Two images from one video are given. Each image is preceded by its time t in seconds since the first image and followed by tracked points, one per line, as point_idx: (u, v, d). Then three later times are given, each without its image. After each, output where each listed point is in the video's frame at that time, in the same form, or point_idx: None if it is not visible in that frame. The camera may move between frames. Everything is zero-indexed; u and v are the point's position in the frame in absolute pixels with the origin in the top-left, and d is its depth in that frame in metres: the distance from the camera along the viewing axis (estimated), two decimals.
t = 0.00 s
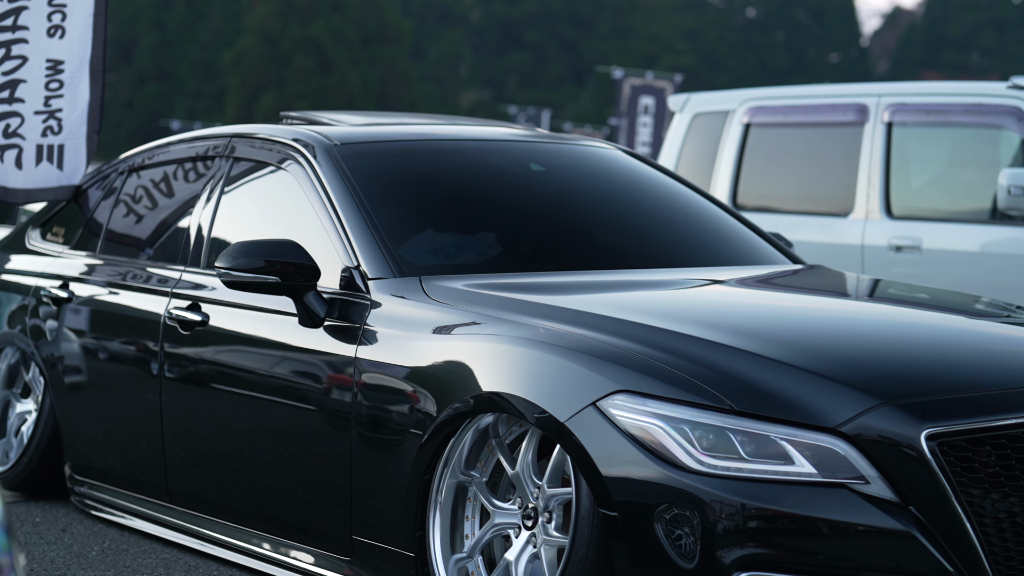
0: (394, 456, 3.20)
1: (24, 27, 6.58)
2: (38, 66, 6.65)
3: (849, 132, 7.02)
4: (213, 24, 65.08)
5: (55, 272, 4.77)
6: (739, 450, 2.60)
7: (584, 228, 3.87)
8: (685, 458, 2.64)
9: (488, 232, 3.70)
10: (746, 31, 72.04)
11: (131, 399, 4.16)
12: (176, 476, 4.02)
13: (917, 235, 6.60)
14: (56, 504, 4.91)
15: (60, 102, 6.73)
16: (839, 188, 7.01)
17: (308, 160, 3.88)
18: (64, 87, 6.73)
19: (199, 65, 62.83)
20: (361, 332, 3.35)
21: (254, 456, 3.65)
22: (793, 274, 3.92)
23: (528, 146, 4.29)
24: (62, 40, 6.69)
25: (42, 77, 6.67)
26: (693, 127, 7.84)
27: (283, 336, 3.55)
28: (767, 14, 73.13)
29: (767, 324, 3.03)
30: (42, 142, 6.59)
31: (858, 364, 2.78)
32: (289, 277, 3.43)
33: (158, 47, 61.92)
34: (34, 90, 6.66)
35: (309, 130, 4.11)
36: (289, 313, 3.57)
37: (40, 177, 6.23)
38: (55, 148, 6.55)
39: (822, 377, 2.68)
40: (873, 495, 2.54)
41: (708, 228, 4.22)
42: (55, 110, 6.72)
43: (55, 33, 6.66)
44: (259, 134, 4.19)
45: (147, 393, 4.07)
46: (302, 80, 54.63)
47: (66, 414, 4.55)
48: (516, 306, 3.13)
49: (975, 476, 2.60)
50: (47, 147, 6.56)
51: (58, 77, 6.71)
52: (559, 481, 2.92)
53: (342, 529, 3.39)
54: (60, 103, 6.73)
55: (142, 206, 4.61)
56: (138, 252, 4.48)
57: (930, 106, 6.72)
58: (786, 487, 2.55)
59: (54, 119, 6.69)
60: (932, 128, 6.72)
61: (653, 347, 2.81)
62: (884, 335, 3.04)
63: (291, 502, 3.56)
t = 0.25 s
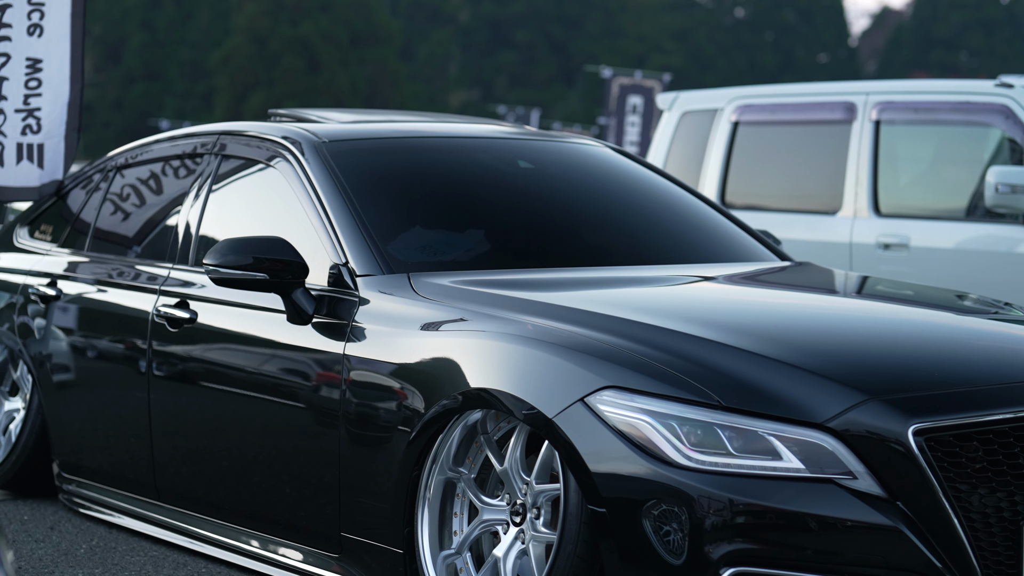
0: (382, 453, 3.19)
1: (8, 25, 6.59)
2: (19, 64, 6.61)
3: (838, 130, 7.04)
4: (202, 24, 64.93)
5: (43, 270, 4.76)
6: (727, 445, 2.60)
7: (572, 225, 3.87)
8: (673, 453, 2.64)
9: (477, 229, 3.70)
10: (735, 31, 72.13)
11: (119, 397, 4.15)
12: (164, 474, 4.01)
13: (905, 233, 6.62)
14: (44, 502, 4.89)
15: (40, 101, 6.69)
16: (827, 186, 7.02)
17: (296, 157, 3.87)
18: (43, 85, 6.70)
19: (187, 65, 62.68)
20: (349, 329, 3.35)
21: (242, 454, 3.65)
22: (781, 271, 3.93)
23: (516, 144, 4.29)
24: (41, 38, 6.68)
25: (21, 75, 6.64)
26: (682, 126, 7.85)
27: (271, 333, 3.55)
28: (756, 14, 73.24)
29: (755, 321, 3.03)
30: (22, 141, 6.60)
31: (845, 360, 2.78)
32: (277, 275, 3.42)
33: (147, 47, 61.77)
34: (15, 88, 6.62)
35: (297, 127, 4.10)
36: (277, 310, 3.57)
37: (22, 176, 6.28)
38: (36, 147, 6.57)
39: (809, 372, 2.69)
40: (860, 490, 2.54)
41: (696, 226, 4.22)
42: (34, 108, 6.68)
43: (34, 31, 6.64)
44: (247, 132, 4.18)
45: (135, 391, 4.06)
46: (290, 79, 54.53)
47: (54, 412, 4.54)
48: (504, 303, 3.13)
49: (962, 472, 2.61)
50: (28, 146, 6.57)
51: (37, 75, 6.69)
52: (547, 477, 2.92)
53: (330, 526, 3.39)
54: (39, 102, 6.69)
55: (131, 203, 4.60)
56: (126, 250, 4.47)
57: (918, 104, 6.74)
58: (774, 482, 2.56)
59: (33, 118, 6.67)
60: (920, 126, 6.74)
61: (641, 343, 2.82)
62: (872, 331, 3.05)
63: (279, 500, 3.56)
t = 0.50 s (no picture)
0: (371, 451, 3.19)
1: None
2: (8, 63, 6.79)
3: (825, 129, 7.05)
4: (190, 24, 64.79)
5: (31, 269, 4.75)
6: (715, 442, 2.61)
7: (560, 223, 3.88)
8: (661, 450, 2.64)
9: (466, 227, 3.70)
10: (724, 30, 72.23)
11: (108, 395, 4.14)
12: (153, 472, 4.00)
13: (893, 231, 6.64)
14: (31, 500, 4.88)
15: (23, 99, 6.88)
16: (815, 185, 7.04)
17: (284, 155, 3.86)
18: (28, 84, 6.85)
19: (175, 65, 62.54)
20: (338, 326, 3.35)
21: (231, 452, 3.64)
22: (768, 268, 3.94)
23: (505, 142, 4.29)
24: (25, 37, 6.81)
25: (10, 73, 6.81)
26: (670, 124, 7.87)
27: (260, 331, 3.55)
28: (744, 14, 73.30)
29: (744, 318, 3.04)
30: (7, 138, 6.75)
31: (833, 357, 2.79)
32: (266, 273, 3.42)
33: (134, 46, 61.59)
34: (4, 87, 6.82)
35: (286, 126, 4.09)
36: (266, 307, 3.56)
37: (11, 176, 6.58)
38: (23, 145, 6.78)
39: (797, 369, 2.70)
40: (848, 486, 2.55)
41: (685, 224, 4.23)
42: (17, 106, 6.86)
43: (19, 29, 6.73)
44: (236, 130, 4.17)
45: (124, 390, 4.05)
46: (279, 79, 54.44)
47: (43, 412, 4.53)
48: (493, 300, 3.13)
49: (950, 468, 2.62)
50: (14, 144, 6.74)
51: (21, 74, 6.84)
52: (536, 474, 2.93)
53: (319, 524, 3.39)
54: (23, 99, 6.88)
55: (120, 201, 4.60)
56: (114, 247, 4.46)
57: (906, 103, 6.76)
58: (762, 479, 2.56)
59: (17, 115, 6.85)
60: (907, 124, 6.76)
61: (630, 340, 2.82)
62: (860, 328, 3.06)
63: (268, 498, 3.55)
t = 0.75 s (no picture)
0: (360, 448, 3.19)
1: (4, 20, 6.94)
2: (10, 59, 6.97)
3: (814, 127, 7.08)
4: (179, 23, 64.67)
5: (20, 266, 4.74)
6: (704, 438, 2.61)
7: (550, 221, 3.88)
8: (651, 446, 2.65)
9: (456, 225, 3.70)
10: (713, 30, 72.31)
11: (97, 393, 4.13)
12: (142, 469, 3.99)
13: (881, 229, 6.66)
14: (21, 498, 4.87)
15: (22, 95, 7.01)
16: (804, 183, 7.06)
17: (274, 153, 3.86)
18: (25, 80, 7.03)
19: (164, 64, 62.42)
20: (327, 323, 3.35)
21: (220, 449, 3.64)
22: (757, 265, 3.95)
23: (494, 139, 4.30)
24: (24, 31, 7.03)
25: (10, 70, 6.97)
26: (659, 123, 7.89)
27: (250, 328, 3.54)
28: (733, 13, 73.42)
29: (733, 314, 3.05)
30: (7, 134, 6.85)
31: (822, 353, 2.80)
32: (256, 270, 3.41)
33: (123, 46, 61.44)
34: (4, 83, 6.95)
35: (276, 123, 4.09)
36: (255, 304, 3.56)
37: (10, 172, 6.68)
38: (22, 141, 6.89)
39: (787, 365, 2.70)
40: (837, 482, 2.56)
41: (674, 221, 4.24)
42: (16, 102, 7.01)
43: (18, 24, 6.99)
44: (226, 127, 4.17)
45: (113, 387, 4.04)
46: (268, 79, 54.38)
47: (32, 409, 4.52)
48: (482, 297, 3.13)
49: (938, 464, 2.63)
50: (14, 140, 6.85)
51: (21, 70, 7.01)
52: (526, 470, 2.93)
53: (309, 521, 3.39)
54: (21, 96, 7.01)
55: (110, 198, 4.59)
56: (104, 245, 4.45)
57: (894, 101, 6.78)
58: (751, 475, 2.57)
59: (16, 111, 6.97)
60: (895, 122, 6.79)
61: (620, 337, 2.83)
62: (849, 325, 3.07)
63: (258, 495, 3.55)
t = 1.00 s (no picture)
0: (351, 445, 3.19)
1: None
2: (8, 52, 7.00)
3: (804, 125, 7.09)
4: (167, 22, 64.51)
5: (10, 264, 4.72)
6: (695, 433, 2.62)
7: (540, 218, 3.89)
8: (642, 441, 2.65)
9: (446, 222, 3.71)
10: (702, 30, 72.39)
11: (87, 391, 4.12)
12: (133, 467, 3.99)
13: (871, 227, 6.68)
14: (11, 496, 4.86)
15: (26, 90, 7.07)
16: (793, 181, 7.08)
17: (265, 150, 3.85)
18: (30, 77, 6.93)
19: (153, 64, 62.24)
20: (318, 320, 3.34)
21: (211, 446, 3.63)
22: (747, 262, 3.95)
23: (484, 137, 4.30)
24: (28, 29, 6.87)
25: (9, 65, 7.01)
26: (649, 121, 7.90)
27: (240, 325, 3.54)
28: (722, 13, 73.52)
29: (724, 311, 3.06)
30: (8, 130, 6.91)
31: (813, 349, 2.81)
32: (247, 266, 3.42)
33: (111, 45, 61.29)
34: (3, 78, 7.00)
35: (267, 120, 4.08)
36: (246, 301, 3.55)
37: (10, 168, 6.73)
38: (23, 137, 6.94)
39: (777, 361, 2.71)
40: (827, 477, 2.57)
41: (665, 219, 4.25)
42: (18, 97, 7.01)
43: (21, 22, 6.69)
44: (217, 125, 4.16)
45: (104, 385, 4.03)
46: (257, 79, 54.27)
47: (22, 407, 4.51)
48: (474, 293, 3.14)
49: (928, 459, 2.64)
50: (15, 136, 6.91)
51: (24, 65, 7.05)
52: (517, 467, 2.94)
53: (300, 518, 3.39)
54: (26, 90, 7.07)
55: (101, 196, 4.58)
56: (95, 243, 4.44)
57: (883, 99, 6.80)
58: (742, 470, 2.58)
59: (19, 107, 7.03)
60: (885, 121, 6.81)
61: (611, 333, 2.83)
62: (840, 321, 3.08)
63: (249, 492, 3.55)
